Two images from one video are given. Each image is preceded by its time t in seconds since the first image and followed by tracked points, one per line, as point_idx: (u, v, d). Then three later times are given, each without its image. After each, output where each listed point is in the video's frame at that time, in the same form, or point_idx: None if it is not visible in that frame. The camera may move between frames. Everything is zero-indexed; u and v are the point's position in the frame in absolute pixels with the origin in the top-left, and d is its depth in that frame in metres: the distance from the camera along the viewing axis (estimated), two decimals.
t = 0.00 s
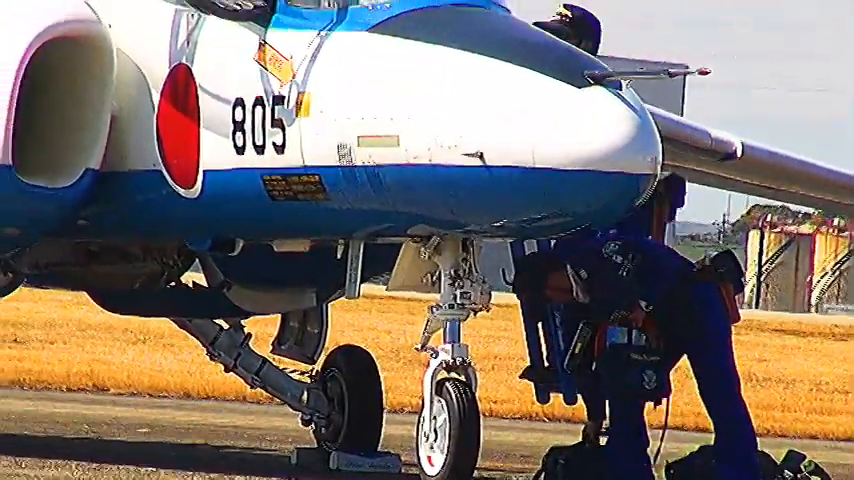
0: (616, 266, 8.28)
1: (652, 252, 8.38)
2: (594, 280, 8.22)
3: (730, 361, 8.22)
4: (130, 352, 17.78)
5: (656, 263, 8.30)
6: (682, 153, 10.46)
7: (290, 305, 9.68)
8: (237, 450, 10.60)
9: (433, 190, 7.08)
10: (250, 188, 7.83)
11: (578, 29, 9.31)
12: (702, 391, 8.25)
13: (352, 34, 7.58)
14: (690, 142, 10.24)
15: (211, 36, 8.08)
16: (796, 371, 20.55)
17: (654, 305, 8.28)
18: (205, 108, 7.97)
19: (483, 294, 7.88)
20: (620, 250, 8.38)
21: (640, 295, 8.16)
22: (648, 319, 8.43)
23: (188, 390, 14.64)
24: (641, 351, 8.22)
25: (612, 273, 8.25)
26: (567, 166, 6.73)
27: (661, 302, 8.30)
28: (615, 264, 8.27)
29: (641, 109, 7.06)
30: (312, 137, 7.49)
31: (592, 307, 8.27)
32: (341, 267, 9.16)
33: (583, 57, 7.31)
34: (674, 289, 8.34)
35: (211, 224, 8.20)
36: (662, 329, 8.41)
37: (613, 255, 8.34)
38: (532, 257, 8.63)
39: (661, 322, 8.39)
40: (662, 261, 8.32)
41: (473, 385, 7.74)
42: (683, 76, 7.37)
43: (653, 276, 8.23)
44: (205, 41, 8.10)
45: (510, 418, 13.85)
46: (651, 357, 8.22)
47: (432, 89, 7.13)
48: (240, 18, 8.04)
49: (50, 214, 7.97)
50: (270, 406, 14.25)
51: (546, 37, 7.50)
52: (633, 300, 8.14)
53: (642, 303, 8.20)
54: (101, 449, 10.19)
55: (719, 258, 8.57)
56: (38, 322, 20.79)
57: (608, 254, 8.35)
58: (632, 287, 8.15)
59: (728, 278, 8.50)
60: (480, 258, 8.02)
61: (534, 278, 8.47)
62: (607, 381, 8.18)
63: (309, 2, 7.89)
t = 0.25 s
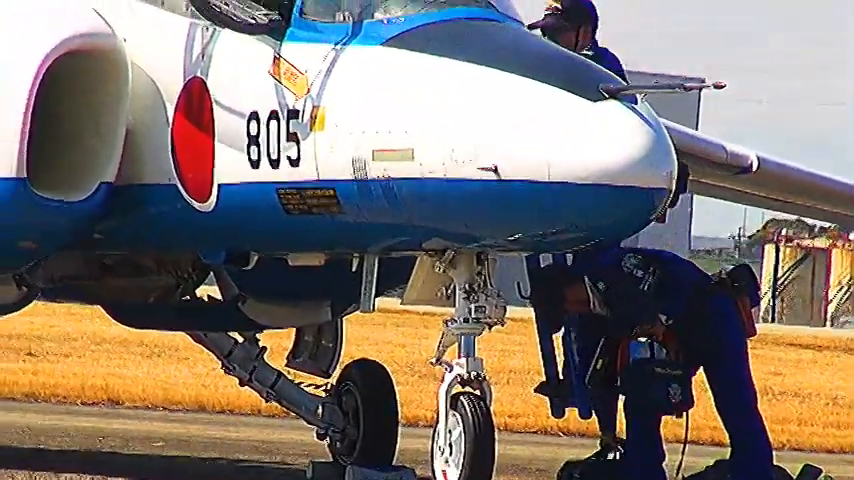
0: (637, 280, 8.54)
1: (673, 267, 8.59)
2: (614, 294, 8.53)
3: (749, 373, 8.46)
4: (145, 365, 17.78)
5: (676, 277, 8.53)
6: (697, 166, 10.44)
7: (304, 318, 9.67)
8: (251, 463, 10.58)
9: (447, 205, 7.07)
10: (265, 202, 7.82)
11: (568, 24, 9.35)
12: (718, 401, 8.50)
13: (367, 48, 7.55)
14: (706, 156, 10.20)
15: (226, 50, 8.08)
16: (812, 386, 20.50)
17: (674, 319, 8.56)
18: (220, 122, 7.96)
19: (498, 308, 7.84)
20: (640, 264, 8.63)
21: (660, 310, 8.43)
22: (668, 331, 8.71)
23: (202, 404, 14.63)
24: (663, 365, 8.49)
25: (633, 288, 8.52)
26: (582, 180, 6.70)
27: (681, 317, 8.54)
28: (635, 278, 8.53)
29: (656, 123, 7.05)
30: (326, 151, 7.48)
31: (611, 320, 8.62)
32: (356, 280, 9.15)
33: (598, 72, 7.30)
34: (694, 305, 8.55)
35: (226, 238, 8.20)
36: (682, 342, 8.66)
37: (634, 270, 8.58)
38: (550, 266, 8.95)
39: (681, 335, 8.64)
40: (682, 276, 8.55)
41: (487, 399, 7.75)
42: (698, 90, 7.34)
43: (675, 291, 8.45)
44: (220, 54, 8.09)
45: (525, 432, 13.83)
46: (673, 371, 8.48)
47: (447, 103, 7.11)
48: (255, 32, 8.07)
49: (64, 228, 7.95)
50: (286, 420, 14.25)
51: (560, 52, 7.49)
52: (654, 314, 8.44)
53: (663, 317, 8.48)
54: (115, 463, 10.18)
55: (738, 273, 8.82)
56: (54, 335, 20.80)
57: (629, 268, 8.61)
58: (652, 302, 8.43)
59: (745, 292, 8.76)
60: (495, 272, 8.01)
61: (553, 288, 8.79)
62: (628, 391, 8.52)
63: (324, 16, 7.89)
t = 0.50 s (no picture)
0: (668, 283, 9.30)
1: (705, 271, 9.31)
2: (644, 292, 9.31)
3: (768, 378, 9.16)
4: (163, 381, 17.80)
5: (706, 281, 9.26)
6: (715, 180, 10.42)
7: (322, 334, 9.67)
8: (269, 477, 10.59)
9: (465, 220, 7.07)
10: (283, 217, 7.82)
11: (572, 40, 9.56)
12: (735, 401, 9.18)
13: (384, 62, 7.51)
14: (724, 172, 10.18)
15: (243, 66, 8.05)
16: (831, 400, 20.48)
17: (702, 323, 9.27)
18: (238, 137, 7.94)
19: (516, 323, 7.84)
20: (672, 267, 9.36)
21: (687, 313, 9.20)
22: (694, 334, 9.33)
23: (221, 419, 14.65)
24: (688, 369, 9.13)
25: (664, 290, 9.28)
26: (601, 195, 6.70)
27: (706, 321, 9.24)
28: (666, 281, 9.29)
29: (674, 138, 7.04)
30: (344, 166, 7.47)
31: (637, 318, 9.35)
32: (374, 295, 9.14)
33: (615, 86, 7.27)
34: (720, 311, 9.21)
35: (244, 252, 8.20)
36: (706, 345, 9.29)
37: (666, 271, 9.32)
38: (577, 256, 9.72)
39: (706, 338, 9.28)
40: (711, 281, 9.25)
41: (506, 414, 7.71)
42: (717, 104, 7.31)
43: (704, 296, 9.21)
44: (238, 69, 8.06)
45: (543, 446, 13.85)
46: (698, 375, 9.12)
47: (464, 118, 7.09)
48: (272, 47, 8.00)
49: (82, 244, 7.94)
50: (304, 435, 14.27)
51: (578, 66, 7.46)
52: (682, 317, 9.20)
53: (690, 321, 9.24)
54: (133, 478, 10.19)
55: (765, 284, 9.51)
56: (72, 351, 20.85)
57: (661, 270, 9.34)
58: (680, 306, 9.21)
59: (768, 304, 9.49)
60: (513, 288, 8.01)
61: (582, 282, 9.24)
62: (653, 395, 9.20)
63: (342, 31, 7.82)
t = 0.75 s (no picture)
0: (723, 284, 9.78)
1: (760, 282, 9.77)
2: (694, 286, 9.85)
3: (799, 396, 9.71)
4: (183, 398, 17.80)
5: (758, 290, 9.73)
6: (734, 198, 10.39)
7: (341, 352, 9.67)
8: None
9: (485, 238, 7.08)
10: (304, 235, 7.83)
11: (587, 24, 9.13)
12: (768, 415, 9.72)
13: (404, 79, 7.50)
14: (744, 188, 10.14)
15: (262, 84, 8.04)
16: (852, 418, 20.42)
17: (743, 331, 9.75)
18: (259, 155, 7.94)
19: (536, 341, 7.84)
20: (730, 270, 9.83)
21: (731, 319, 9.69)
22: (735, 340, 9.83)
23: (241, 436, 14.65)
24: (723, 374, 9.80)
25: (717, 288, 9.78)
26: (621, 213, 6.70)
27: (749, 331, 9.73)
28: (722, 282, 9.78)
29: (693, 155, 7.03)
30: (364, 184, 7.47)
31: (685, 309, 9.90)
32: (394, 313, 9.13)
33: (635, 104, 7.25)
34: (764, 326, 9.73)
35: (264, 270, 8.21)
36: (743, 356, 9.79)
37: (723, 273, 9.82)
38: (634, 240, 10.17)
39: (743, 345, 9.78)
40: (763, 292, 9.73)
41: (526, 431, 7.71)
42: (737, 122, 7.29)
43: (750, 303, 9.70)
44: (257, 88, 8.05)
45: (562, 464, 13.83)
46: (730, 381, 9.76)
47: (484, 135, 7.08)
48: (293, 65, 7.99)
49: (103, 262, 7.94)
50: (323, 452, 14.26)
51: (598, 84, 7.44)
52: (726, 321, 9.70)
53: (732, 326, 9.72)
54: None
55: (805, 307, 9.89)
56: (92, 368, 20.87)
57: (719, 270, 9.84)
58: (726, 308, 9.70)
59: (809, 330, 9.87)
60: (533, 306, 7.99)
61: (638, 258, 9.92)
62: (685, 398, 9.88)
63: (361, 49, 7.81)
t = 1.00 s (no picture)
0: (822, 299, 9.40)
1: None
2: (785, 281, 9.74)
3: None
4: (206, 418, 17.81)
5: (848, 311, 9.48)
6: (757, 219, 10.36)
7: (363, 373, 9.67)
8: None
9: (506, 257, 7.07)
10: (325, 256, 7.83)
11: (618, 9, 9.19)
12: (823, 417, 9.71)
13: (425, 100, 7.51)
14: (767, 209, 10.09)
15: (284, 104, 8.05)
16: None
17: (817, 344, 9.48)
18: (280, 176, 7.95)
19: (559, 362, 7.84)
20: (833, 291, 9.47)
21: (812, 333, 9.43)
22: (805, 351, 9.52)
23: (263, 456, 14.65)
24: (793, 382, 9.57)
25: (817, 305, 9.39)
26: (643, 234, 6.68)
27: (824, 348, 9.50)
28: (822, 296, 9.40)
29: (715, 175, 6.99)
30: (386, 204, 7.47)
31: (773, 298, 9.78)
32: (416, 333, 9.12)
33: (656, 124, 7.24)
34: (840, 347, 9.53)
35: (287, 290, 8.22)
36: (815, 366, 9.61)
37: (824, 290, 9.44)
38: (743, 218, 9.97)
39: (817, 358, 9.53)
40: None
41: (547, 451, 7.74)
42: (758, 143, 7.28)
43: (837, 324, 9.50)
44: (278, 109, 8.07)
45: None
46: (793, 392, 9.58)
47: (507, 155, 7.08)
48: (315, 86, 7.95)
49: (124, 282, 7.95)
50: (346, 473, 14.25)
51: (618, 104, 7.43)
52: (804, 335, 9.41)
53: (807, 339, 9.45)
54: None
55: None
56: (115, 388, 20.89)
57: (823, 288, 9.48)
58: (817, 321, 9.41)
59: None
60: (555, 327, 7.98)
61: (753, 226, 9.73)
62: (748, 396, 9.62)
63: (383, 69, 7.79)
